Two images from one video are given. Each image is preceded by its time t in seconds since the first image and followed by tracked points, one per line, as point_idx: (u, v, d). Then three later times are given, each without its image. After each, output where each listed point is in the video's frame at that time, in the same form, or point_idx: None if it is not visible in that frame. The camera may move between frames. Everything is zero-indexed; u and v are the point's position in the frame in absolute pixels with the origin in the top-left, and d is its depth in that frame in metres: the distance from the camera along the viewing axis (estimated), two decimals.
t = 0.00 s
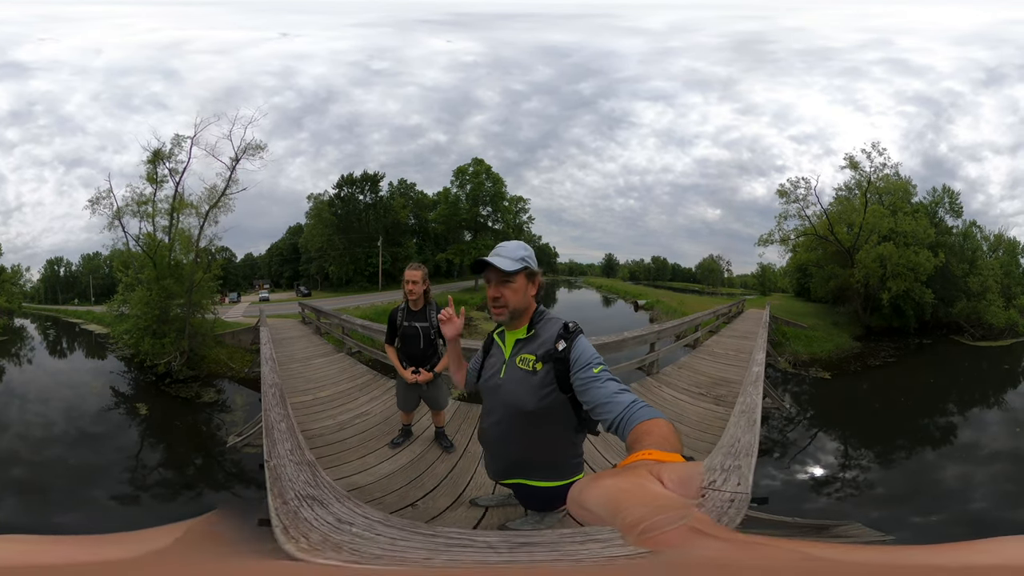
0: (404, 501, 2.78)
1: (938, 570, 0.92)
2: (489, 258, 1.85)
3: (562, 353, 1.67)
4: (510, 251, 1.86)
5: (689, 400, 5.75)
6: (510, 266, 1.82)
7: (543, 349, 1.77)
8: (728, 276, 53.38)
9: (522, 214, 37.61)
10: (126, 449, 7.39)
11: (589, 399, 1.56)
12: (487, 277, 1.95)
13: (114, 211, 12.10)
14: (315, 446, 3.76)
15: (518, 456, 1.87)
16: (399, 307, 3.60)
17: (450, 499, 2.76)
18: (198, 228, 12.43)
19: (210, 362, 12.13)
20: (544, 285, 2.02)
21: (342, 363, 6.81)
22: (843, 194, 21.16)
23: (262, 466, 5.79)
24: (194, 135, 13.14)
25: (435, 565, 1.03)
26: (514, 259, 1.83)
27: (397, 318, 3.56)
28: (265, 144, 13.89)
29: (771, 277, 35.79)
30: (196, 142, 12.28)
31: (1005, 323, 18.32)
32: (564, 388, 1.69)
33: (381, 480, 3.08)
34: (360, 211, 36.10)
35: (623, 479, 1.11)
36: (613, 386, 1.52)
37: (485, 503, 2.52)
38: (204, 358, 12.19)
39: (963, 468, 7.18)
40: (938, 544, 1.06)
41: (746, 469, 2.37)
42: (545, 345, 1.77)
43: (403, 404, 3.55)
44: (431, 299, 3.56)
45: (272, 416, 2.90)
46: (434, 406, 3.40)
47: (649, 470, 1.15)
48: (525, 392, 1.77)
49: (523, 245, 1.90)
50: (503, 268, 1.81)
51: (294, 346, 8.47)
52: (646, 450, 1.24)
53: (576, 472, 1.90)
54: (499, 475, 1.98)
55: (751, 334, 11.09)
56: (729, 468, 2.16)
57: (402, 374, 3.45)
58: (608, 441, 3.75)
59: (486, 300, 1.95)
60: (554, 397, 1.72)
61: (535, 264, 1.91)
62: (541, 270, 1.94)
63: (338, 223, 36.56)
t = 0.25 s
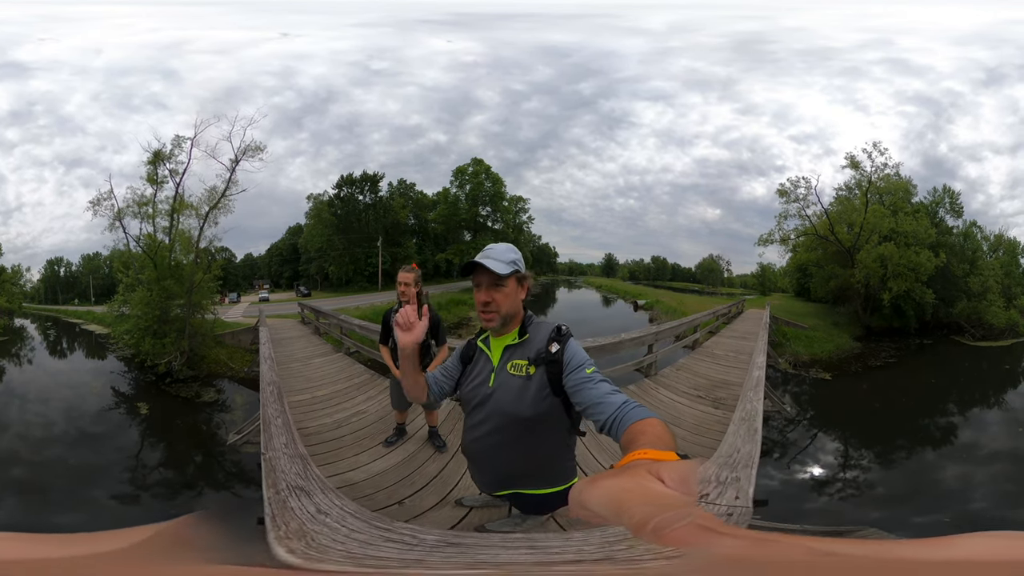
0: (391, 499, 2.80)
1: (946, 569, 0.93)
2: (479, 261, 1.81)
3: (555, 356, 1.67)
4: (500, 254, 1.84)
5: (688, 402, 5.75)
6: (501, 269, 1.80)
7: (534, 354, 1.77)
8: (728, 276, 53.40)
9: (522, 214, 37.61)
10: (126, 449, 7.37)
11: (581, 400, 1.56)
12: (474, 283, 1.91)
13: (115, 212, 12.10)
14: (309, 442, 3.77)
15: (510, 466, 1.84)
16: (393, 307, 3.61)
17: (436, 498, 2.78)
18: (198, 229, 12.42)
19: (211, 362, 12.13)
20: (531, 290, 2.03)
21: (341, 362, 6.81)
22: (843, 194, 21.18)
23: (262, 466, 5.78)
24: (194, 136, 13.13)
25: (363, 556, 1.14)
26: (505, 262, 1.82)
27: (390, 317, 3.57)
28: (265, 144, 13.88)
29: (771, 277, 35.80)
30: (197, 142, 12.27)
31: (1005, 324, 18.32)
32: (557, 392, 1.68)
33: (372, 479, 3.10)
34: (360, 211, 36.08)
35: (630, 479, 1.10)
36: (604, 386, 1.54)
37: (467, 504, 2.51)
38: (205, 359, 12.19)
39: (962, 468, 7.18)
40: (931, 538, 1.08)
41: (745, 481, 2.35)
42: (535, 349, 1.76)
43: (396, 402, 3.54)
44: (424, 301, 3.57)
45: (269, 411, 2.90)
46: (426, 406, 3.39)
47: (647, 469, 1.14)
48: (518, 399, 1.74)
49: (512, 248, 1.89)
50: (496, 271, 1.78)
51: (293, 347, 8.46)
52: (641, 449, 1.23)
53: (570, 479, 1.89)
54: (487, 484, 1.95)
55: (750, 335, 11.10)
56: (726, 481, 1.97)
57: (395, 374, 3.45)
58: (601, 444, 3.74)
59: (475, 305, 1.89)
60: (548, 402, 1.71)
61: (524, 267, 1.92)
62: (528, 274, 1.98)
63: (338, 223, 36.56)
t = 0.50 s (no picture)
0: (385, 497, 2.82)
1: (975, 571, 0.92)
2: (475, 260, 1.81)
3: (552, 361, 1.67)
4: (495, 254, 1.86)
5: (687, 404, 5.75)
6: (496, 268, 1.81)
7: (530, 358, 1.76)
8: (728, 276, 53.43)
9: (522, 214, 37.63)
10: (126, 449, 7.38)
11: (579, 404, 1.57)
12: (467, 282, 1.90)
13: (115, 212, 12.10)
14: (306, 441, 3.78)
15: (504, 472, 1.83)
16: (389, 308, 3.61)
17: (428, 496, 2.79)
18: (198, 230, 12.42)
19: (211, 362, 12.13)
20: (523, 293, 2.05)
21: (340, 362, 6.81)
22: (843, 194, 21.19)
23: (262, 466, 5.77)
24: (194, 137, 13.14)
25: (311, 549, 1.12)
26: (500, 261, 1.83)
27: (386, 319, 3.57)
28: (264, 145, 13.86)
29: (771, 277, 35.81)
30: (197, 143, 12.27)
31: (1006, 324, 18.31)
32: (552, 397, 1.69)
33: (367, 476, 3.11)
34: (360, 211, 36.05)
35: (634, 484, 1.10)
36: (602, 391, 1.55)
37: (457, 503, 2.51)
38: (205, 358, 12.20)
39: (962, 468, 7.19)
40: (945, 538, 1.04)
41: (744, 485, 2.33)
42: (531, 354, 1.77)
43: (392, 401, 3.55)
44: (419, 301, 3.58)
45: (268, 409, 3.11)
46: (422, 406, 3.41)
47: (651, 472, 1.15)
48: (511, 404, 1.75)
49: (506, 248, 1.91)
50: (491, 270, 1.79)
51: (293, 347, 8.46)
52: (644, 452, 1.24)
53: (563, 483, 1.90)
54: (476, 486, 1.94)
55: (750, 335, 11.11)
56: (722, 488, 1.90)
57: (391, 373, 3.45)
58: (598, 447, 3.77)
59: (468, 304, 1.89)
60: (543, 406, 1.72)
61: (518, 269, 1.94)
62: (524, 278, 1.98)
63: (338, 223, 36.56)
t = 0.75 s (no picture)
0: (384, 491, 2.84)
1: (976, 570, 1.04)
2: (481, 253, 1.79)
3: (549, 366, 1.66)
4: (500, 252, 1.83)
5: (684, 404, 5.75)
6: (501, 265, 1.80)
7: (526, 362, 1.75)
8: (728, 276, 53.44)
9: (522, 214, 37.66)
10: (126, 449, 7.38)
11: (578, 409, 1.57)
12: (468, 278, 1.89)
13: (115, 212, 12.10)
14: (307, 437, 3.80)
15: (495, 472, 1.85)
16: (388, 307, 3.62)
17: (426, 490, 2.80)
18: (199, 230, 12.42)
19: (211, 361, 12.13)
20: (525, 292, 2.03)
21: (340, 361, 6.82)
22: (843, 194, 21.23)
23: (263, 465, 5.78)
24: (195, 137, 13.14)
25: (323, 537, 1.35)
26: (505, 259, 1.81)
27: (385, 317, 3.58)
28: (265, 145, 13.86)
29: (771, 277, 35.83)
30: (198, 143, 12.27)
31: (1007, 324, 18.31)
32: (547, 401, 1.69)
33: (367, 472, 3.13)
34: (360, 211, 36.04)
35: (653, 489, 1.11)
36: (602, 394, 1.55)
37: (451, 498, 2.52)
38: (205, 358, 12.21)
39: (962, 468, 7.20)
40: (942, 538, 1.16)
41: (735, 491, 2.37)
42: (527, 358, 1.76)
43: (390, 398, 3.58)
44: (418, 299, 3.58)
45: (272, 406, 3.49)
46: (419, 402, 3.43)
47: (659, 472, 1.16)
48: (504, 407, 1.75)
49: (511, 246, 1.88)
50: (496, 267, 1.78)
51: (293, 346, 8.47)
52: (649, 453, 1.23)
53: (555, 482, 1.91)
54: (467, 487, 1.96)
55: (749, 335, 11.14)
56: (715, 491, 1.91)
57: (389, 370, 3.48)
58: (593, 447, 3.80)
59: (467, 298, 1.91)
60: (536, 411, 1.72)
61: (521, 267, 1.91)
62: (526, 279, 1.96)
63: (338, 223, 36.57)
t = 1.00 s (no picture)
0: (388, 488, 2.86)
1: None
2: (476, 252, 1.81)
3: (546, 365, 1.67)
4: (496, 250, 1.84)
5: (680, 403, 5.78)
6: (496, 264, 1.80)
7: (524, 360, 1.76)
8: (728, 276, 53.44)
9: (522, 214, 37.67)
10: (127, 449, 7.38)
11: (573, 409, 1.58)
12: (465, 276, 1.91)
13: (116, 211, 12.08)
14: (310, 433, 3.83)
15: (491, 464, 1.89)
16: (392, 305, 3.63)
17: (428, 487, 2.84)
18: (201, 230, 12.39)
19: (213, 361, 12.15)
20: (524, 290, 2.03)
21: (342, 361, 6.84)
22: (843, 194, 21.28)
23: (264, 465, 5.78)
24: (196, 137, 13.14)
25: (360, 530, 1.57)
26: (500, 257, 1.82)
27: (389, 315, 3.59)
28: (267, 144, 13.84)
29: (771, 277, 35.85)
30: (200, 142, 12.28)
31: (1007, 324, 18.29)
32: (544, 398, 1.70)
33: (370, 469, 3.15)
34: (360, 211, 36.06)
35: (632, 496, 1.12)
36: (597, 396, 1.56)
37: (454, 494, 2.60)
38: (206, 358, 12.21)
39: (962, 468, 7.21)
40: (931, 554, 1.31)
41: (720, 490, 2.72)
42: (525, 356, 1.76)
43: (394, 395, 3.59)
44: (420, 298, 3.60)
45: (279, 401, 3.70)
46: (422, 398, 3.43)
47: (645, 476, 1.17)
48: (501, 402, 1.78)
49: (509, 244, 1.87)
50: (489, 266, 1.79)
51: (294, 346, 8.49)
52: (639, 456, 1.26)
53: (552, 476, 1.92)
54: (467, 476, 2.01)
55: (748, 334, 11.18)
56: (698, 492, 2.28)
57: (392, 366, 3.49)
58: (590, 445, 3.83)
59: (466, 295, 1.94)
60: (532, 407, 1.74)
61: (519, 266, 1.90)
62: (526, 276, 1.94)
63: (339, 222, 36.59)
